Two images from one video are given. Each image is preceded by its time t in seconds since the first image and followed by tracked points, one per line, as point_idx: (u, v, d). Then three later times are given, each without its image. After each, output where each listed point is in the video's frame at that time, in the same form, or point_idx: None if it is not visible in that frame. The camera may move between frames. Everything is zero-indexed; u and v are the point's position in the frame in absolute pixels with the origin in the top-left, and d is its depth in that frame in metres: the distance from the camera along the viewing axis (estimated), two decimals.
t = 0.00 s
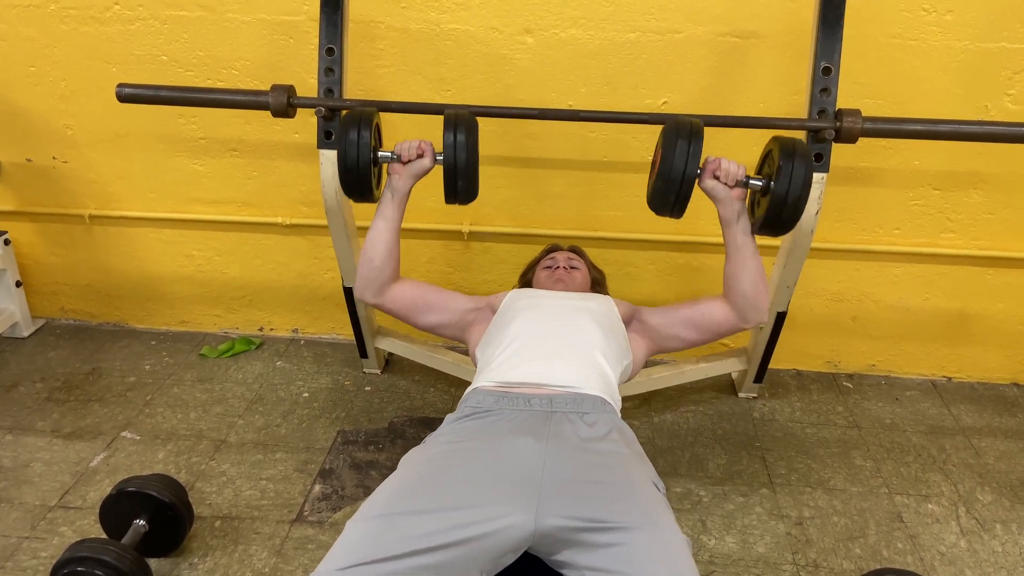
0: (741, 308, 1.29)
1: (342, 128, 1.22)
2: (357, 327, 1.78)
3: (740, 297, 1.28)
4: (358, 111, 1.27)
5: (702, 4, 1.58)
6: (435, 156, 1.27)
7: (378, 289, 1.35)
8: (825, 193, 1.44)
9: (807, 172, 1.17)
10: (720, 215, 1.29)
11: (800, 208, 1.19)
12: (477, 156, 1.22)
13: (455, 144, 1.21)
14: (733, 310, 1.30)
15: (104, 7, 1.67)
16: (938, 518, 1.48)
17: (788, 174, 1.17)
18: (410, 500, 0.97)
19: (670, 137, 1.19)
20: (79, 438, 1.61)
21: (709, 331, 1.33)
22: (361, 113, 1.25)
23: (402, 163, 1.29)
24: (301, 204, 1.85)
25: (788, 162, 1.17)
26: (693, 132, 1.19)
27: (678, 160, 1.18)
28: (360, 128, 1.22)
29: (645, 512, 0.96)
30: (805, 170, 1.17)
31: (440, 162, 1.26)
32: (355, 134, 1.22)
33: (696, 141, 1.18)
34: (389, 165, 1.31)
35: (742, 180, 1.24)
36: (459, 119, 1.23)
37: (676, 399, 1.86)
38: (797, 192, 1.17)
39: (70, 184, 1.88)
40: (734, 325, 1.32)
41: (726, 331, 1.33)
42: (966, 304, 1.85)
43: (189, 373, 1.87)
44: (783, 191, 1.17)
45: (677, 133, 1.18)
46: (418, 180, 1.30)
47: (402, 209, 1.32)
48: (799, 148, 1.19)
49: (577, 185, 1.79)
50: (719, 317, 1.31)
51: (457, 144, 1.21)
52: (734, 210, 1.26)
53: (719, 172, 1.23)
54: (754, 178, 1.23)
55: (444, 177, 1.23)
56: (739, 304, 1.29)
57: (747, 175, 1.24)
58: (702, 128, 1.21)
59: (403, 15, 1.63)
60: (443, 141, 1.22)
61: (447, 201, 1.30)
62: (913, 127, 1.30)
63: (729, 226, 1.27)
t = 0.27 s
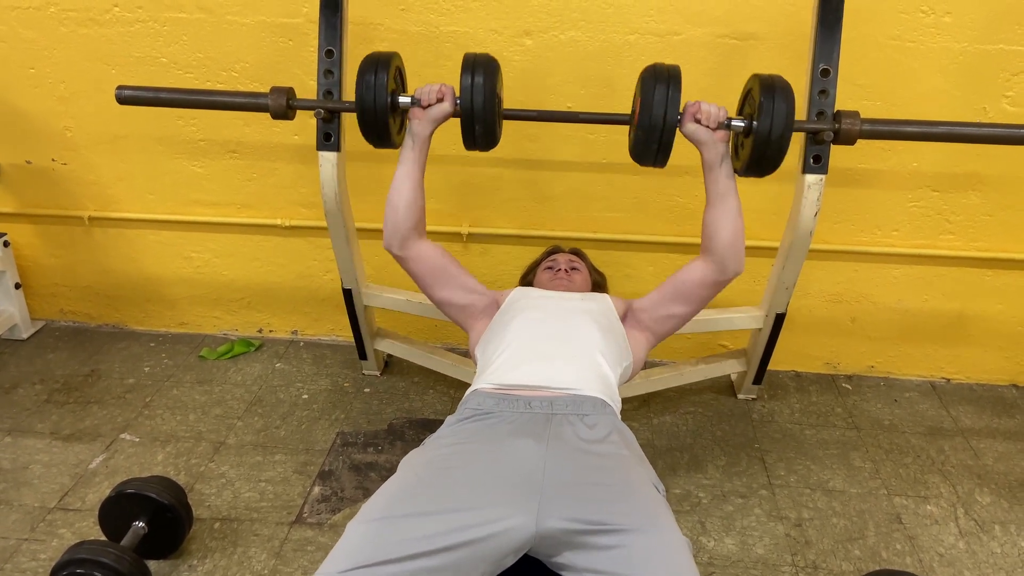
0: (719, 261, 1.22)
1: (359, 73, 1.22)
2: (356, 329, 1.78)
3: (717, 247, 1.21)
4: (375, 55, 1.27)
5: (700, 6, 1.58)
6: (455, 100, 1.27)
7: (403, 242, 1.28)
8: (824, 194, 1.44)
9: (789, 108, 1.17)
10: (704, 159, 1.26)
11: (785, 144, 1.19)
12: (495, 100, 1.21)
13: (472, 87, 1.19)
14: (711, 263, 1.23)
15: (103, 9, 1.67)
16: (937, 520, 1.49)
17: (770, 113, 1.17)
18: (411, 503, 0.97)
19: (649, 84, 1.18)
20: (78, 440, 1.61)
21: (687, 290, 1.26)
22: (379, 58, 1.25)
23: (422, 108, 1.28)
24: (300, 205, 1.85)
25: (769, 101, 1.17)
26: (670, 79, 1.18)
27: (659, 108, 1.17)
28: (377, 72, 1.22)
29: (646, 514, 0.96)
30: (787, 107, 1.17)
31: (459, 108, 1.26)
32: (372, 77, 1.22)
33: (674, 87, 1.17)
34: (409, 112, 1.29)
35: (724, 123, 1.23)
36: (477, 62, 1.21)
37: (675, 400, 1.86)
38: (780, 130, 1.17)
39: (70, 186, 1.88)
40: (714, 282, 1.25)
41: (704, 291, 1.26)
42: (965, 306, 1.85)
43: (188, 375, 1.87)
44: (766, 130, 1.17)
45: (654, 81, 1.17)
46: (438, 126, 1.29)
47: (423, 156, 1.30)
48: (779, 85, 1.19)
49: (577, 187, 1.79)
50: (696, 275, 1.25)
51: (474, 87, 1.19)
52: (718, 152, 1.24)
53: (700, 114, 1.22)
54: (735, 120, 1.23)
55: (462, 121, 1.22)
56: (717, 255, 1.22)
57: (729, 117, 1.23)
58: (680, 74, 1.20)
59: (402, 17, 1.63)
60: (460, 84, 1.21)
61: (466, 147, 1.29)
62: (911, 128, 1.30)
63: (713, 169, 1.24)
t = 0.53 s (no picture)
0: (674, 227, 1.22)
1: (391, 40, 1.24)
2: (355, 332, 1.78)
3: (673, 213, 1.21)
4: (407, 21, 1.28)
5: (698, 9, 1.58)
6: (486, 68, 1.26)
7: (440, 217, 1.26)
8: (822, 196, 1.44)
9: (750, 63, 1.16)
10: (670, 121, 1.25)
11: (750, 101, 1.18)
12: (529, 66, 1.16)
13: (505, 52, 1.15)
14: (666, 234, 1.23)
15: (102, 12, 1.67)
16: (936, 521, 1.49)
17: (731, 70, 1.16)
18: (409, 503, 0.97)
19: (609, 48, 1.16)
20: (77, 443, 1.61)
21: (648, 265, 1.26)
22: (411, 25, 1.26)
23: (453, 75, 1.27)
24: (299, 208, 1.85)
25: (729, 58, 1.17)
26: (630, 41, 1.16)
27: (619, 72, 1.15)
28: (408, 39, 1.23)
29: (644, 516, 0.97)
30: (748, 63, 1.16)
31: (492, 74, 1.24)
32: (402, 44, 1.22)
33: (634, 49, 1.15)
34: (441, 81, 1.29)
35: (687, 83, 1.23)
36: (511, 26, 1.17)
37: (674, 402, 1.86)
38: (742, 87, 1.16)
39: (69, 189, 1.89)
40: (675, 252, 1.23)
41: (665, 265, 1.25)
42: (963, 307, 1.86)
43: (187, 378, 1.87)
44: (729, 87, 1.17)
45: (614, 44, 1.15)
46: (470, 95, 1.28)
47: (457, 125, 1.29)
48: (741, 42, 1.18)
49: (576, 189, 1.79)
50: (654, 251, 1.24)
51: (507, 53, 1.15)
52: (682, 113, 1.23)
53: (663, 75, 1.22)
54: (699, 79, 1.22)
55: (494, 88, 1.18)
56: (672, 221, 1.21)
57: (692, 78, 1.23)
58: (640, 37, 1.18)
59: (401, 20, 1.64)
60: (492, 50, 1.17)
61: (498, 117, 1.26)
62: (909, 130, 1.30)
63: (677, 130, 1.24)
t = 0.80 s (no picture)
0: (649, 216, 1.22)
1: (416, 30, 1.27)
2: (354, 333, 1.78)
3: (648, 202, 1.21)
4: (434, 10, 1.30)
5: (697, 8, 1.58)
6: (509, 61, 1.27)
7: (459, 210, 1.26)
8: (820, 196, 1.44)
9: (723, 58, 1.17)
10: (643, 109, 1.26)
11: (721, 94, 1.18)
12: (552, 62, 1.15)
13: (529, 47, 1.14)
14: (643, 225, 1.23)
15: (100, 13, 1.67)
16: (935, 521, 1.48)
17: (704, 62, 1.16)
18: (411, 505, 0.97)
19: (587, 29, 1.15)
20: (75, 445, 1.61)
21: (629, 258, 1.26)
22: (435, 15, 1.28)
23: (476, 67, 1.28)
24: (298, 209, 1.85)
25: (703, 50, 1.17)
26: (609, 23, 1.15)
27: (595, 54, 1.15)
28: (433, 29, 1.26)
29: (646, 517, 0.96)
30: (721, 56, 1.16)
31: (514, 68, 1.26)
32: (426, 34, 1.26)
33: (612, 33, 1.14)
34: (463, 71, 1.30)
35: (662, 72, 1.23)
36: (538, 20, 1.15)
37: (673, 403, 1.86)
38: (712, 81, 1.17)
39: (67, 190, 1.88)
40: (655, 241, 1.23)
41: (646, 256, 1.24)
42: (962, 307, 1.85)
43: (186, 379, 1.87)
44: (699, 79, 1.17)
45: (592, 26, 1.14)
46: (491, 88, 1.28)
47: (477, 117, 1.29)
48: (717, 35, 1.18)
49: (574, 190, 1.79)
50: (633, 244, 1.24)
51: (532, 48, 1.14)
52: (654, 101, 1.23)
53: (639, 62, 1.24)
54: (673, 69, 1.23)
55: (516, 82, 1.17)
56: (647, 210, 1.21)
57: (667, 67, 1.23)
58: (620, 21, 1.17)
59: (399, 21, 1.64)
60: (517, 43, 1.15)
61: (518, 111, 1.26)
62: (907, 130, 1.30)
63: (649, 118, 1.24)
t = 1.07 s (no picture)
0: (659, 221, 1.21)
1: (405, 31, 1.21)
2: (354, 333, 1.78)
3: (659, 207, 1.21)
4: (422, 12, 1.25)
5: (696, 8, 1.58)
6: (498, 67, 1.25)
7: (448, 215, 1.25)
8: (820, 195, 1.44)
9: (724, 61, 1.16)
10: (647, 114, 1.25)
11: (723, 98, 1.18)
12: (540, 71, 1.16)
13: (518, 56, 1.14)
14: (653, 230, 1.23)
15: (100, 15, 1.67)
16: (936, 520, 1.49)
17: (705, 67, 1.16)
18: (409, 504, 0.97)
19: (588, 37, 1.15)
20: (76, 446, 1.61)
21: (638, 261, 1.25)
22: (426, 16, 1.23)
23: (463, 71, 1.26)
24: (298, 210, 1.85)
25: (703, 55, 1.17)
26: (610, 29, 1.15)
27: (595, 61, 1.14)
28: (423, 31, 1.21)
29: (645, 515, 0.96)
30: (722, 61, 1.16)
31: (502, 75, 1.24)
32: (417, 36, 1.21)
33: (612, 40, 1.14)
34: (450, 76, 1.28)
35: (665, 77, 1.23)
36: (527, 29, 1.16)
37: (673, 403, 1.86)
38: (713, 86, 1.16)
39: (67, 192, 1.88)
40: (663, 247, 1.23)
41: (655, 259, 1.24)
42: (962, 307, 1.86)
43: (186, 380, 1.87)
44: (700, 83, 1.17)
45: (594, 32, 1.14)
46: (479, 92, 1.27)
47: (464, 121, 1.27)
48: (719, 40, 1.18)
49: (574, 190, 1.79)
50: (642, 248, 1.24)
51: (520, 57, 1.14)
52: (659, 106, 1.23)
53: (642, 67, 1.24)
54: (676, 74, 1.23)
55: (503, 89, 1.17)
56: (656, 216, 1.21)
57: (670, 71, 1.23)
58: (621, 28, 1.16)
59: (398, 22, 1.64)
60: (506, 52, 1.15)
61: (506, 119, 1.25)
62: (907, 130, 1.30)
63: (654, 123, 1.23)
